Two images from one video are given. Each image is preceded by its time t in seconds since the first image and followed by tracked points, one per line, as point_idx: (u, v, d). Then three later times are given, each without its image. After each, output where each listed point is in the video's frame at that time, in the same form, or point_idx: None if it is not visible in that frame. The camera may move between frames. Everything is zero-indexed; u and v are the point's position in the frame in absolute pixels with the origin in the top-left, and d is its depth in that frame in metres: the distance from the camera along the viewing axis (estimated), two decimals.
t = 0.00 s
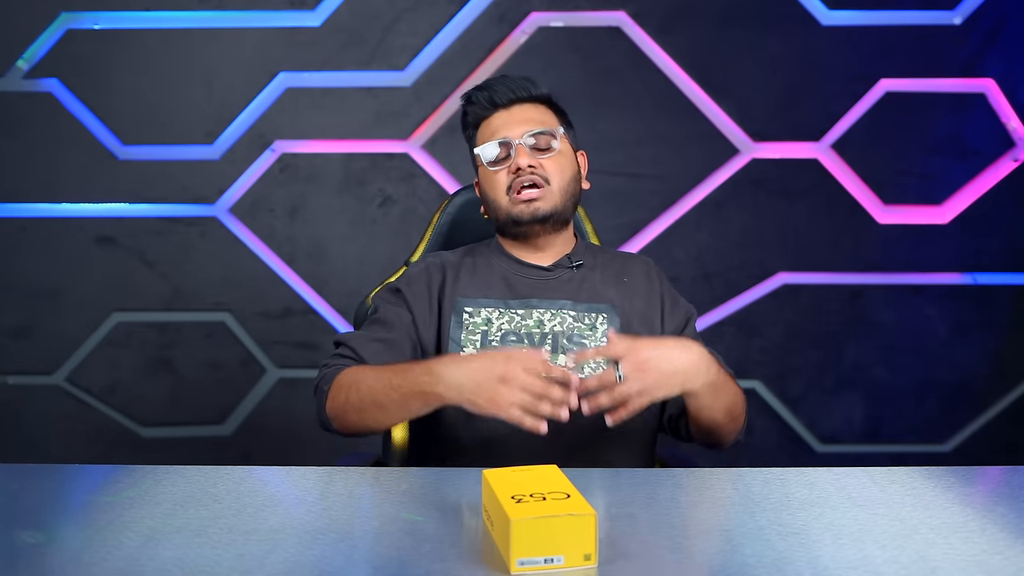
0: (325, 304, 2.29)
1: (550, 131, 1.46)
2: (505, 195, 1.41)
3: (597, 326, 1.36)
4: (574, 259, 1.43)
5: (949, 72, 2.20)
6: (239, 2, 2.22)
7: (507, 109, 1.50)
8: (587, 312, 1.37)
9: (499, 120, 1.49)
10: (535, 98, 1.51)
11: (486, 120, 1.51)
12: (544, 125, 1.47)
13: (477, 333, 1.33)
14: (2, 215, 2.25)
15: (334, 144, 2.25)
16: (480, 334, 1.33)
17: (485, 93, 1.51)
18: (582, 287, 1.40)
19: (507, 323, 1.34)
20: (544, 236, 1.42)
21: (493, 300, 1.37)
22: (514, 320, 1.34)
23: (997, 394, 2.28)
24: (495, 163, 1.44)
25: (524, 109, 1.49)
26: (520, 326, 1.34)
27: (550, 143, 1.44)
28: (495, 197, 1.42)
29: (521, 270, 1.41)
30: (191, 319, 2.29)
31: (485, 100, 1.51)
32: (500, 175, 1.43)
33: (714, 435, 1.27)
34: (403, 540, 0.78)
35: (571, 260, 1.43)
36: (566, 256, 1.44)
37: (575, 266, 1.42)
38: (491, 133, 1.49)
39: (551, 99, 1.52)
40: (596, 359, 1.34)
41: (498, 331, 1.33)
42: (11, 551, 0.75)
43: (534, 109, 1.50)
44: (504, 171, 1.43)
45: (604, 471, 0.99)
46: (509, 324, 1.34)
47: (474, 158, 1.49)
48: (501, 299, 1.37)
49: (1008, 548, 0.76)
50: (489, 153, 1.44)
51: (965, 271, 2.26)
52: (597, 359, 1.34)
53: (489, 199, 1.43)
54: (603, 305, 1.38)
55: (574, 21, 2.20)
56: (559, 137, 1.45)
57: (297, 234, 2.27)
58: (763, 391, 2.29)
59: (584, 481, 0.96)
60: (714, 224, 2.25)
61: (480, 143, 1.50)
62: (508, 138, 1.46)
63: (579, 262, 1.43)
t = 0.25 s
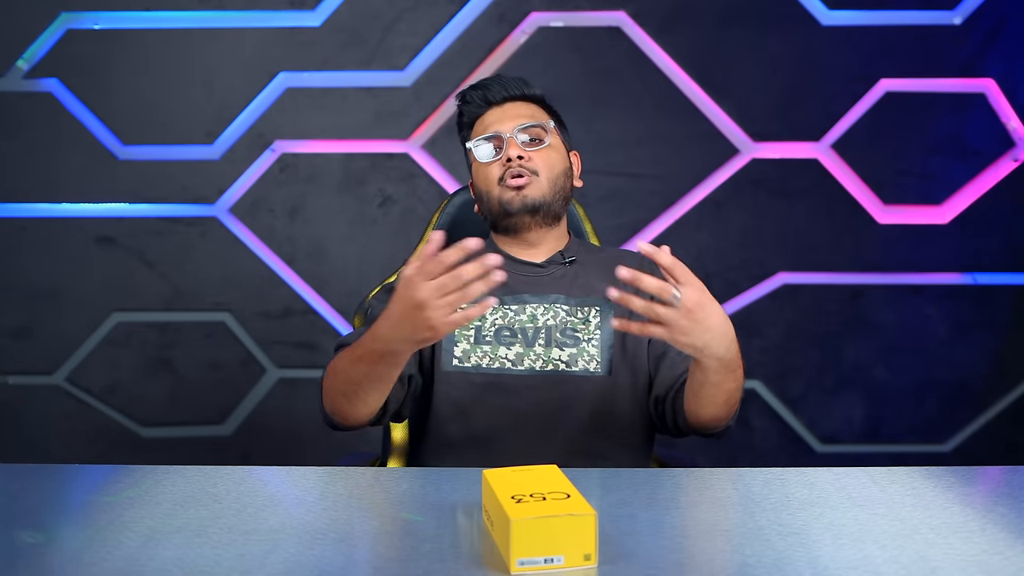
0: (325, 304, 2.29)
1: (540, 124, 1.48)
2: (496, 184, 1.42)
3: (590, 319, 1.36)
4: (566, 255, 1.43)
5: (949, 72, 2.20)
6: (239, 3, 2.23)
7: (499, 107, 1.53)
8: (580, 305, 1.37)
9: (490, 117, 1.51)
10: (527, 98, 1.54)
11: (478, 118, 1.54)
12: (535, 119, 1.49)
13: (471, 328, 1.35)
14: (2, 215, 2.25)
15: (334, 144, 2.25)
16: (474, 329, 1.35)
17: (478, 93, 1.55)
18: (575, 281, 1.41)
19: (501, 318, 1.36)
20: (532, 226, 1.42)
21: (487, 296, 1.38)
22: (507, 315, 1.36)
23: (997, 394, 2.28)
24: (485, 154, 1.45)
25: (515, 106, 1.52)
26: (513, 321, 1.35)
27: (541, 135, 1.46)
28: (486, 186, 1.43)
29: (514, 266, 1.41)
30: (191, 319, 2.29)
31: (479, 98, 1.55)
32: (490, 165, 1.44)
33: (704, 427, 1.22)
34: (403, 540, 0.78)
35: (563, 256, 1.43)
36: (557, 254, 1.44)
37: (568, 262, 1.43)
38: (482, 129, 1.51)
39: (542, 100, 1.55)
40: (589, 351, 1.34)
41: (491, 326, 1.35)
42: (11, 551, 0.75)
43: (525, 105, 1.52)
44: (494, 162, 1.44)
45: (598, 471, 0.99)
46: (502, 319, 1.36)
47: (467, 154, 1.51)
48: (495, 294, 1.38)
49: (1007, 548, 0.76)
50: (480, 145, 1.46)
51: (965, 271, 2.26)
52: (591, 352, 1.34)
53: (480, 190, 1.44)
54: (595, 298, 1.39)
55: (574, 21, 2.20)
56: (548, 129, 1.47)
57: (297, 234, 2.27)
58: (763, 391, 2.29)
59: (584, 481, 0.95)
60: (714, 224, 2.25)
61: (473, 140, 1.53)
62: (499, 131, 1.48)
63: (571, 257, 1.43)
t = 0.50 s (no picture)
0: (325, 304, 2.29)
1: (532, 134, 1.46)
2: (492, 204, 1.42)
3: (589, 324, 1.36)
4: (564, 259, 1.42)
5: (949, 72, 2.20)
6: (238, 2, 2.22)
7: (486, 114, 1.49)
8: (579, 310, 1.37)
9: (479, 126, 1.48)
10: (514, 100, 1.50)
11: (465, 125, 1.50)
12: (525, 127, 1.47)
13: (470, 336, 1.34)
14: (2, 214, 2.25)
15: (334, 144, 2.25)
16: (473, 336, 1.34)
17: (463, 99, 1.50)
18: (574, 286, 1.40)
19: (500, 324, 1.35)
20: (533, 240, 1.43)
21: (485, 303, 1.37)
22: (505, 322, 1.36)
23: (996, 394, 2.28)
24: (479, 173, 1.44)
25: (503, 112, 1.49)
26: (512, 328, 1.35)
27: (533, 147, 1.45)
28: (482, 206, 1.43)
29: (511, 271, 1.40)
30: (191, 319, 2.29)
31: (464, 106, 1.50)
32: (484, 184, 1.43)
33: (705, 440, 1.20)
34: (403, 540, 0.78)
35: (561, 260, 1.42)
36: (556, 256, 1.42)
37: (566, 266, 1.41)
38: (472, 142, 1.48)
39: (530, 98, 1.52)
40: (589, 357, 1.34)
41: (490, 334, 1.35)
42: (11, 552, 0.75)
43: (513, 111, 1.49)
44: (488, 180, 1.43)
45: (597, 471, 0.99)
46: (501, 326, 1.35)
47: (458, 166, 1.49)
48: (493, 301, 1.37)
49: (1007, 548, 0.76)
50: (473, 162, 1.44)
51: (965, 271, 2.26)
52: (591, 357, 1.34)
53: (476, 208, 1.44)
54: (594, 303, 1.38)
55: (574, 21, 2.20)
56: (540, 139, 1.46)
57: (297, 234, 2.27)
58: (763, 391, 2.30)
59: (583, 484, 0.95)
60: (714, 224, 2.25)
61: (462, 150, 1.50)
62: (490, 144, 1.46)
63: (570, 261, 1.42)
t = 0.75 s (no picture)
0: (325, 304, 2.29)
1: (540, 140, 1.44)
2: (495, 210, 1.40)
3: (587, 325, 1.36)
4: (563, 260, 1.43)
5: (949, 72, 2.20)
6: (238, 2, 2.22)
7: (493, 115, 1.46)
8: (577, 311, 1.37)
9: (485, 128, 1.45)
10: (522, 101, 1.47)
11: (471, 125, 1.47)
12: (533, 131, 1.45)
13: (468, 338, 1.34)
14: (2, 215, 2.25)
15: (334, 143, 2.25)
16: (471, 339, 1.34)
17: (470, 98, 1.47)
18: (572, 286, 1.40)
19: (498, 326, 1.35)
20: (533, 244, 1.42)
21: (483, 304, 1.37)
22: (503, 324, 1.35)
23: (996, 394, 2.28)
24: (484, 177, 1.41)
25: (510, 115, 1.46)
26: (511, 329, 1.35)
27: (540, 154, 1.42)
28: (485, 211, 1.41)
29: (508, 271, 1.41)
30: (191, 319, 2.29)
31: (469, 104, 1.47)
32: (489, 189, 1.41)
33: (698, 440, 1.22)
34: (403, 540, 0.78)
35: (559, 260, 1.42)
36: (554, 257, 1.43)
37: (563, 266, 1.42)
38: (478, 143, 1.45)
39: (536, 98, 1.49)
40: (588, 359, 1.34)
41: (488, 336, 1.35)
42: (11, 552, 0.75)
43: (521, 113, 1.46)
44: (493, 186, 1.41)
45: (595, 470, 0.99)
46: (499, 327, 1.35)
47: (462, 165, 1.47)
48: (491, 303, 1.37)
49: (1007, 548, 0.76)
50: (479, 165, 1.42)
51: (965, 271, 2.26)
52: (590, 359, 1.34)
53: (478, 212, 1.42)
54: (592, 304, 1.38)
55: (574, 21, 2.20)
56: (548, 146, 1.43)
57: (297, 234, 2.27)
58: (763, 391, 2.30)
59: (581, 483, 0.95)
60: (714, 224, 2.25)
61: (467, 148, 1.48)
62: (496, 148, 1.44)
63: (568, 262, 1.42)
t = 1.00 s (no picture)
0: (325, 303, 2.29)
1: (541, 128, 1.45)
2: (493, 195, 1.40)
3: (587, 328, 1.36)
4: (561, 260, 1.42)
5: (949, 72, 2.20)
6: (238, 2, 2.22)
7: (496, 103, 1.48)
8: (576, 314, 1.37)
9: (487, 114, 1.47)
10: (525, 93, 1.49)
11: (473, 112, 1.49)
12: (535, 120, 1.46)
13: (465, 341, 1.34)
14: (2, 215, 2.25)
15: (334, 143, 2.25)
16: (469, 341, 1.34)
17: (474, 86, 1.49)
18: (570, 288, 1.40)
19: (496, 329, 1.35)
20: (530, 240, 1.41)
21: (481, 307, 1.37)
22: (502, 326, 1.35)
23: (996, 394, 2.28)
24: (483, 161, 1.42)
25: (513, 104, 1.48)
26: (509, 332, 1.35)
27: (540, 142, 1.43)
28: (482, 196, 1.41)
29: (506, 272, 1.40)
30: (191, 319, 2.29)
31: (473, 92, 1.49)
32: (487, 173, 1.41)
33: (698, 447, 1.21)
34: (402, 540, 0.78)
35: (558, 262, 1.42)
36: (552, 258, 1.43)
37: (562, 268, 1.41)
38: (479, 127, 1.46)
39: (540, 94, 1.51)
40: (587, 362, 1.34)
41: (486, 339, 1.34)
42: (11, 552, 0.75)
43: (523, 104, 1.48)
44: (491, 170, 1.41)
45: (593, 472, 0.99)
46: (498, 330, 1.35)
47: (461, 151, 1.48)
48: (489, 306, 1.37)
49: (1007, 548, 0.76)
50: (478, 149, 1.43)
51: (965, 271, 2.26)
52: (589, 363, 1.34)
53: (476, 198, 1.42)
54: (591, 307, 1.38)
55: (574, 21, 2.20)
56: (549, 136, 1.44)
57: (297, 234, 2.27)
58: (763, 391, 2.29)
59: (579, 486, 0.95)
60: (713, 224, 2.25)
61: (467, 135, 1.48)
62: (496, 133, 1.45)
63: (566, 263, 1.42)
